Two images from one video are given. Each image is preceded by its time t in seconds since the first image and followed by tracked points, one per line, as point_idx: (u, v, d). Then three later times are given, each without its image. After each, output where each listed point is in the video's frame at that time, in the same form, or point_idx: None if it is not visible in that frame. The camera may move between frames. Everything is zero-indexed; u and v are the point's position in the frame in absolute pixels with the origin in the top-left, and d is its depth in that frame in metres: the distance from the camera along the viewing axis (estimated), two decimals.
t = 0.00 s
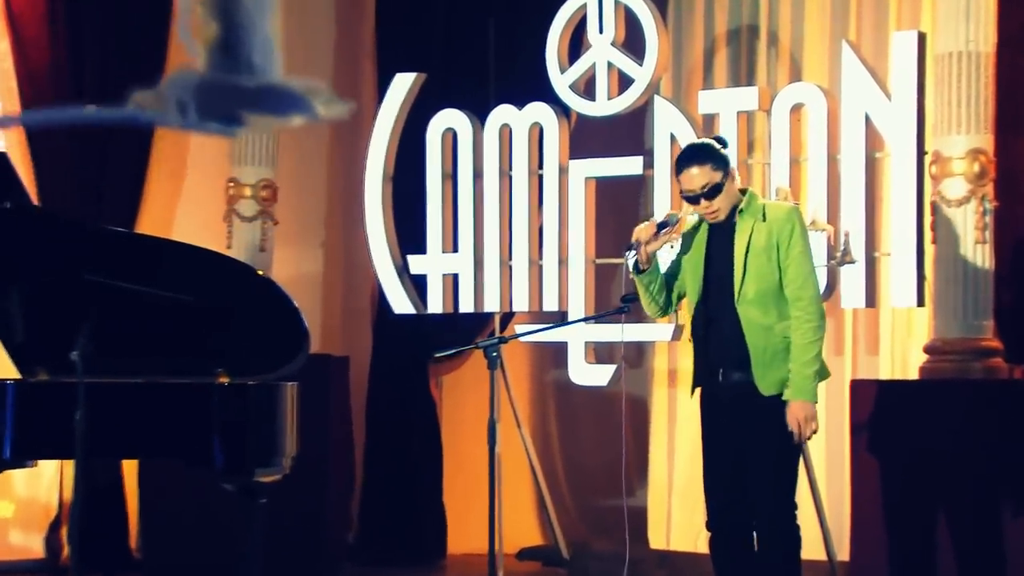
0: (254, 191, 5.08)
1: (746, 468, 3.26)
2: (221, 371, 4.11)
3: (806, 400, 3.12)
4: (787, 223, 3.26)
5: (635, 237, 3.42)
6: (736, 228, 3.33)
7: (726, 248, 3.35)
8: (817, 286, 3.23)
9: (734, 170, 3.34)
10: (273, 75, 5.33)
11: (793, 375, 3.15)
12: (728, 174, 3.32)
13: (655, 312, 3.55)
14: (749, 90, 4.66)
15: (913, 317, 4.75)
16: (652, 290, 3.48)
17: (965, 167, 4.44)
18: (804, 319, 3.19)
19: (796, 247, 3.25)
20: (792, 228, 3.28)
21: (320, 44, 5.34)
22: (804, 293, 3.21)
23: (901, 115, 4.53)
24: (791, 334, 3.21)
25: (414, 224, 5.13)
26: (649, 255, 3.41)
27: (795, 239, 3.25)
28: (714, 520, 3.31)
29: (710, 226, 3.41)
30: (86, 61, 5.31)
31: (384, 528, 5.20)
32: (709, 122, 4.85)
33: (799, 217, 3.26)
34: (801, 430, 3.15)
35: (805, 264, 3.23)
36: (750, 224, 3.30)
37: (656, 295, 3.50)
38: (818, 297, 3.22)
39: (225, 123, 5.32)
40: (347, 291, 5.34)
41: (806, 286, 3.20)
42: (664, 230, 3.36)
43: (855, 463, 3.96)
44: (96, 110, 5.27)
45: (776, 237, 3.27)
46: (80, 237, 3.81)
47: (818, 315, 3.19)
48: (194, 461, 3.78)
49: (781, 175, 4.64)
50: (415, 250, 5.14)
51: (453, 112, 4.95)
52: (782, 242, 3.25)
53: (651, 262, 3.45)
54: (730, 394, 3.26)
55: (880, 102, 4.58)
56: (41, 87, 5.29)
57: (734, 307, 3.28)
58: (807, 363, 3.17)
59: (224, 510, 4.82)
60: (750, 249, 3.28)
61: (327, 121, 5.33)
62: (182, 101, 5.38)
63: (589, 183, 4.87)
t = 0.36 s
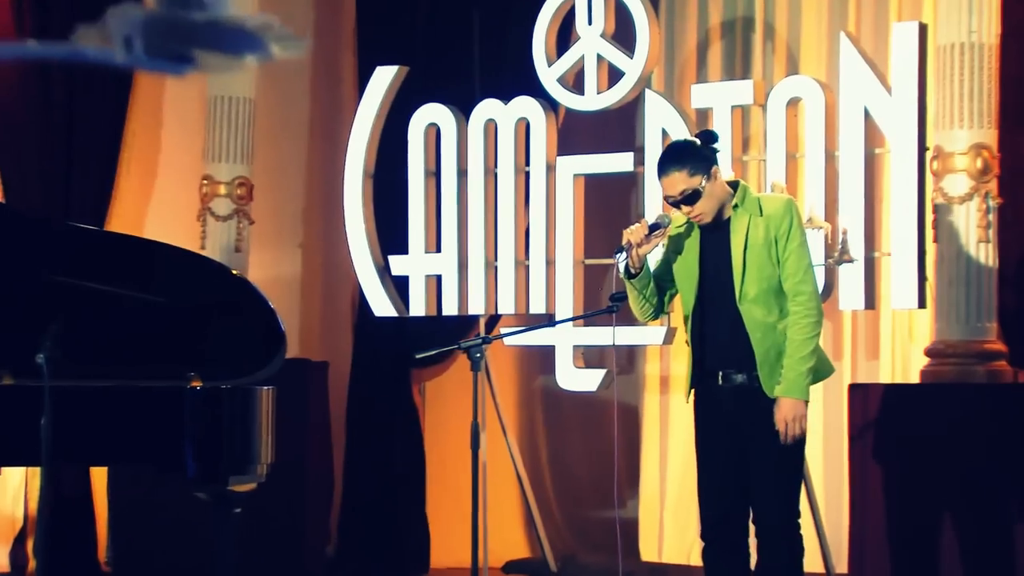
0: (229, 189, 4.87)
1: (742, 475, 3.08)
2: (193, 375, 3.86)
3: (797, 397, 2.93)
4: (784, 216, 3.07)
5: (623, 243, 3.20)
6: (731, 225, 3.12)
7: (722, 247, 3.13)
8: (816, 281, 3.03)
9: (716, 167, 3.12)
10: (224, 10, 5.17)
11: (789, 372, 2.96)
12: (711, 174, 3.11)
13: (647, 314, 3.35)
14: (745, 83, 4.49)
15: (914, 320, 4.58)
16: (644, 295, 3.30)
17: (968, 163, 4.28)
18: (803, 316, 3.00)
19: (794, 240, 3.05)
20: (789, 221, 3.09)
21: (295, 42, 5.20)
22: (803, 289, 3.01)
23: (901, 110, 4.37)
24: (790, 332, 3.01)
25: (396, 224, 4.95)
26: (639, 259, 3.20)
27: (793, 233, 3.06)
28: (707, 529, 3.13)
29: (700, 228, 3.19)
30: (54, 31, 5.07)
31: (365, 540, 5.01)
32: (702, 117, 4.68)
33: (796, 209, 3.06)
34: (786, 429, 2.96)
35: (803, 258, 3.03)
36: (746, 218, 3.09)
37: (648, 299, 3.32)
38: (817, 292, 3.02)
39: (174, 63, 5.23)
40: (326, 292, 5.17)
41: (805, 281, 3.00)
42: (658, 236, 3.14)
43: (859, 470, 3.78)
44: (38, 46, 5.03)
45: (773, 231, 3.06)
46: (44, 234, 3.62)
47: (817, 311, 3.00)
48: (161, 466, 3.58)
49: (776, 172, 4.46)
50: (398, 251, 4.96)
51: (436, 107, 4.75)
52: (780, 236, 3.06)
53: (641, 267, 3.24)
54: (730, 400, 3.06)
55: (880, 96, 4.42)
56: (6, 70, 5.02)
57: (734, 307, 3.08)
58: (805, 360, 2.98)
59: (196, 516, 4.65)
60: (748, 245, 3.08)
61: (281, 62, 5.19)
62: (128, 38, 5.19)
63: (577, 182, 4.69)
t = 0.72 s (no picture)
0: (204, 192, 4.70)
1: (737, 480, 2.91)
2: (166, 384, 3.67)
3: (794, 409, 2.77)
4: (786, 216, 2.91)
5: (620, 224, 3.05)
6: (730, 222, 2.96)
7: (718, 246, 2.96)
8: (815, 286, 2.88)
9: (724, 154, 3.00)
10: None
11: (784, 380, 2.80)
12: (717, 158, 2.98)
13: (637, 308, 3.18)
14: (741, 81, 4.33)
15: (916, 326, 4.40)
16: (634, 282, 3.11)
17: (971, 162, 4.13)
18: (800, 322, 2.84)
19: (794, 242, 2.89)
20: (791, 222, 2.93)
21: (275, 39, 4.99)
22: (801, 293, 2.86)
23: (902, 106, 4.23)
24: (785, 338, 2.86)
25: (378, 229, 4.77)
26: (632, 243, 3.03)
27: (793, 235, 2.90)
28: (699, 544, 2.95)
29: (700, 219, 3.03)
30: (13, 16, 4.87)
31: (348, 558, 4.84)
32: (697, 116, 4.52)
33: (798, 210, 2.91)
34: (783, 442, 2.80)
35: (802, 261, 2.87)
36: (746, 215, 2.94)
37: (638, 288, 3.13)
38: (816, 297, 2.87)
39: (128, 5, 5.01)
40: (306, 298, 4.98)
41: (804, 286, 2.85)
42: (655, 221, 3.01)
43: (866, 483, 3.58)
44: None
45: (773, 231, 2.91)
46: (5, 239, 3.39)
47: (815, 318, 2.84)
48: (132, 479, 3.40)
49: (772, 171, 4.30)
50: (380, 256, 4.77)
51: (419, 105, 4.60)
52: (781, 237, 2.90)
53: (635, 253, 3.06)
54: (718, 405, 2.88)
55: (880, 94, 4.27)
56: None
57: (727, 308, 2.91)
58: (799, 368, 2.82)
59: (166, 529, 4.52)
60: (745, 244, 2.92)
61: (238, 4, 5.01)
62: None
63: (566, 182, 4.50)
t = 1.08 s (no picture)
0: (178, 196, 4.50)
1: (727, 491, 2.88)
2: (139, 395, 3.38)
3: (774, 429, 3.38)
4: (780, 218, 3.50)
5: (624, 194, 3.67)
6: (723, 219, 3.57)
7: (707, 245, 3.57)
8: (800, 298, 3.44)
9: (736, 149, 3.63)
10: None
11: (766, 401, 3.40)
12: (726, 147, 3.64)
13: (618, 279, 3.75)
14: (736, 79, 4.18)
15: (920, 336, 4.23)
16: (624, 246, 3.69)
17: (976, 164, 3.96)
18: (787, 332, 3.41)
19: (782, 252, 3.47)
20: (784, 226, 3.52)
21: (253, 41, 4.83)
22: (786, 304, 3.43)
23: (903, 106, 4.08)
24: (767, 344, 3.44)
25: (360, 235, 4.58)
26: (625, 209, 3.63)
27: (784, 243, 3.47)
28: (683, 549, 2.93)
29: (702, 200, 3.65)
30: None
31: None
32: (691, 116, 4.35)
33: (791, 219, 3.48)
34: (768, 463, 3.41)
35: (788, 271, 3.45)
36: (741, 214, 3.54)
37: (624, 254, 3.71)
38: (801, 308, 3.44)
39: None
40: (285, 307, 4.80)
41: (792, 297, 3.42)
42: (650, 191, 3.59)
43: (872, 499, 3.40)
44: None
45: (763, 237, 3.49)
46: None
47: (798, 329, 3.41)
48: (98, 494, 3.09)
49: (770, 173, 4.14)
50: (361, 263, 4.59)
51: (402, 106, 4.42)
52: (768, 241, 3.49)
53: (627, 220, 3.67)
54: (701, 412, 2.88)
55: (882, 94, 4.12)
56: None
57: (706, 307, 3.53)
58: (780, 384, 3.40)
59: (139, 544, 4.33)
60: (732, 245, 3.52)
61: None
62: None
63: (556, 186, 4.32)
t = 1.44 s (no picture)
0: (151, 199, 4.34)
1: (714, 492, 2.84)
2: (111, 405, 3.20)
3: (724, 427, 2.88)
4: (769, 217, 3.05)
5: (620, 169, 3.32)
6: (718, 212, 3.16)
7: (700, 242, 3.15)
8: (786, 300, 2.97)
9: (747, 144, 3.26)
10: None
11: (724, 399, 2.92)
12: (737, 140, 3.28)
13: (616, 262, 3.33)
14: (733, 78, 4.04)
15: (923, 342, 4.08)
16: (622, 231, 3.29)
17: (981, 164, 3.81)
18: (761, 333, 2.95)
19: (772, 248, 3.01)
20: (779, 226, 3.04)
21: (228, 40, 4.64)
22: (766, 303, 2.96)
23: (904, 105, 3.94)
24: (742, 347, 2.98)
25: (342, 240, 4.41)
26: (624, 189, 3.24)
27: (775, 240, 3.01)
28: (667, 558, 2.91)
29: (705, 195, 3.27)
30: None
31: None
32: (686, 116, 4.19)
33: (785, 216, 3.01)
34: (710, 463, 2.89)
35: (772, 271, 2.99)
36: (734, 211, 3.11)
37: (623, 239, 3.31)
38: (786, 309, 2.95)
39: None
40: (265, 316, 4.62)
41: (772, 293, 2.96)
42: (654, 170, 3.22)
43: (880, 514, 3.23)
44: None
45: (754, 233, 3.04)
46: None
47: (776, 333, 2.95)
48: (69, 509, 2.93)
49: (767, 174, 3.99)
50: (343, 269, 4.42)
51: (384, 105, 4.26)
52: (756, 237, 3.04)
53: (627, 202, 3.28)
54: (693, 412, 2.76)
55: (883, 93, 3.97)
56: None
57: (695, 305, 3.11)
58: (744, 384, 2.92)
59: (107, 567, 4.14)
60: (721, 244, 3.08)
61: None
62: None
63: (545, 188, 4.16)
